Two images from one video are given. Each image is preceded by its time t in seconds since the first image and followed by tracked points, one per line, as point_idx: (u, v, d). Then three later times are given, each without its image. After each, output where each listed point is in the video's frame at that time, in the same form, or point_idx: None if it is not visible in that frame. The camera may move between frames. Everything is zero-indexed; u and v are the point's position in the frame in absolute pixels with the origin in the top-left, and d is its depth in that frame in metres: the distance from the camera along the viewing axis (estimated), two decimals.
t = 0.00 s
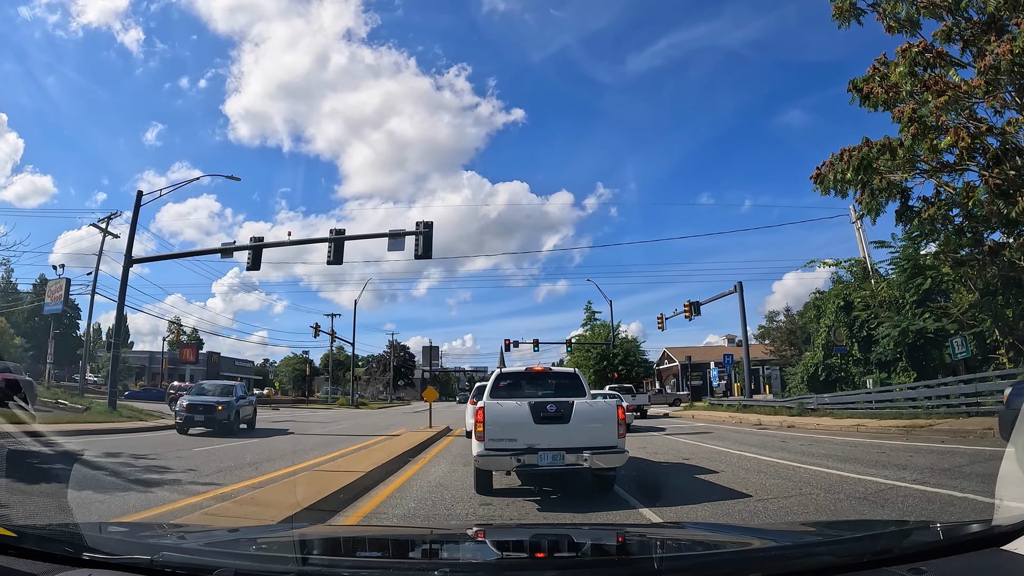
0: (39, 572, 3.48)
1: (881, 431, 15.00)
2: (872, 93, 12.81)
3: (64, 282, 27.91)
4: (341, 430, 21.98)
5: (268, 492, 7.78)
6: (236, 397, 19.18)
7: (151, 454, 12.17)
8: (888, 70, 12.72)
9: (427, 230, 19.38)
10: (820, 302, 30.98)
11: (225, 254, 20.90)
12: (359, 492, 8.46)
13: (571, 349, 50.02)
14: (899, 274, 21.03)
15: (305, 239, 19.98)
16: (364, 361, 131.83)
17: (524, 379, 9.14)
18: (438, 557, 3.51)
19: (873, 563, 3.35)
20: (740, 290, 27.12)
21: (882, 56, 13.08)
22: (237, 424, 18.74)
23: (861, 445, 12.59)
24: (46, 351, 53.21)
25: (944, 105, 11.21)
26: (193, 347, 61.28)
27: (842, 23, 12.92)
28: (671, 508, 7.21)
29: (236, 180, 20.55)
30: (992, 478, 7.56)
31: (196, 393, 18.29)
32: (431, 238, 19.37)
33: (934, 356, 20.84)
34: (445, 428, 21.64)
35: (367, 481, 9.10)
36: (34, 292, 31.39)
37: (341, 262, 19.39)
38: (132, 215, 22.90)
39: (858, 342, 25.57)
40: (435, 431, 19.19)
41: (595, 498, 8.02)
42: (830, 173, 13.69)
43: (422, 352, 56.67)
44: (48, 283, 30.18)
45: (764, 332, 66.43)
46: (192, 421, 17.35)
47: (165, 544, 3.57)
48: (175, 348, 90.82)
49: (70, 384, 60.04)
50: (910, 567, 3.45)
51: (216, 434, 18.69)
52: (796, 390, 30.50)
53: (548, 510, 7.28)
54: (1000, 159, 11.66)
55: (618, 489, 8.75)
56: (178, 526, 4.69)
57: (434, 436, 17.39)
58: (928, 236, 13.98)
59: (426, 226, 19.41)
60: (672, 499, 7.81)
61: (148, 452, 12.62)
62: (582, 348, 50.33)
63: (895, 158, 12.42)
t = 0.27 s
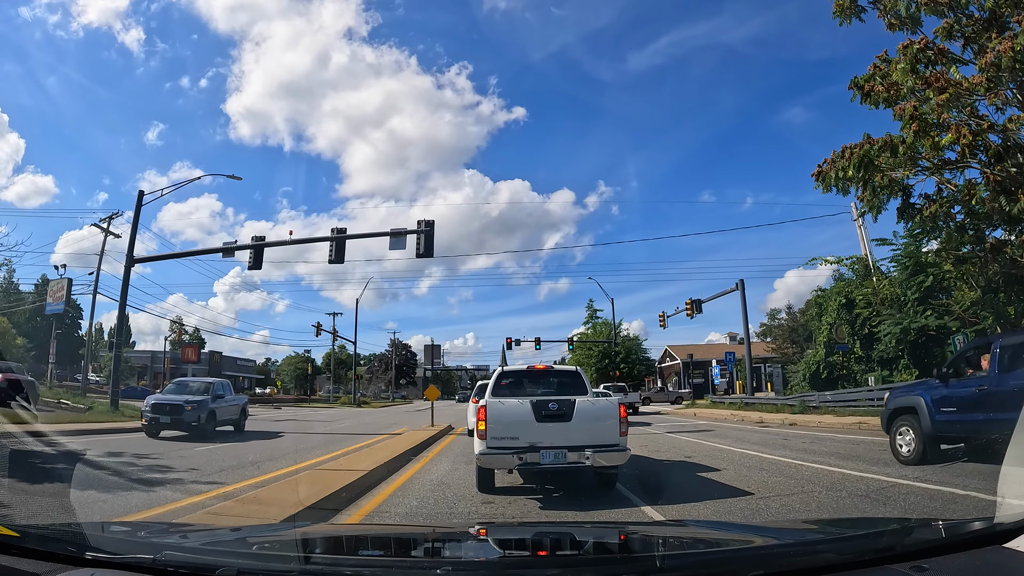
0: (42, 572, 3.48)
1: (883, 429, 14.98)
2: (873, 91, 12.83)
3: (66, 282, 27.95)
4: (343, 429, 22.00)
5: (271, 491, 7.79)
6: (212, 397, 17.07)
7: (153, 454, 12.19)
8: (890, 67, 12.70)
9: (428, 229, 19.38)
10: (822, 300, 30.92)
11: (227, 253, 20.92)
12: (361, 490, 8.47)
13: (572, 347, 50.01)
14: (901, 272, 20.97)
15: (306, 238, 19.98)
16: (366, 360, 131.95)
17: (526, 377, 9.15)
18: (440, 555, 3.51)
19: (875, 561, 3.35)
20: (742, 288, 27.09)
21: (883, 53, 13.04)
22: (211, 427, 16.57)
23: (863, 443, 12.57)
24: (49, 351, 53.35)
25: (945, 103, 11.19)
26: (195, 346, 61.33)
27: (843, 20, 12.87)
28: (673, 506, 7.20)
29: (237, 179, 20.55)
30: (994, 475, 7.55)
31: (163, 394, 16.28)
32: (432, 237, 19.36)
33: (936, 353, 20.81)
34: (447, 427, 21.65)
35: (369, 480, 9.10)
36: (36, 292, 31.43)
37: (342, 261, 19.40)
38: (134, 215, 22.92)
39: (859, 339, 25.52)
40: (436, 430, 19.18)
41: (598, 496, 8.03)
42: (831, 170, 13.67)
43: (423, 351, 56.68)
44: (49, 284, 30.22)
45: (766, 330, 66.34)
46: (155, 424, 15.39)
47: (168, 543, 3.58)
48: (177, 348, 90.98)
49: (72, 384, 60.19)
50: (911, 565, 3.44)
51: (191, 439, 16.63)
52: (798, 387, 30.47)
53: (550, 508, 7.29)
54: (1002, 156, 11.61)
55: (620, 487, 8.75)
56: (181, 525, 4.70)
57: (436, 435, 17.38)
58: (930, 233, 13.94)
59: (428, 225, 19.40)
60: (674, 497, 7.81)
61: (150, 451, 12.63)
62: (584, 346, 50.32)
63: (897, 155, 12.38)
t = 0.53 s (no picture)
0: (45, 572, 3.49)
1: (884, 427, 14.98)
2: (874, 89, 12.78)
3: (68, 282, 28.00)
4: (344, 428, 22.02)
5: (273, 490, 7.80)
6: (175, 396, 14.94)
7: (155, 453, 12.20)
8: (891, 65, 12.67)
9: (429, 227, 19.37)
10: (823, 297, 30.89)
11: (228, 253, 20.93)
12: (363, 489, 8.47)
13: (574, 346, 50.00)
14: (902, 269, 20.93)
15: (308, 237, 19.97)
16: (368, 358, 132.22)
17: (528, 376, 9.16)
18: (442, 554, 3.51)
19: (876, 559, 3.34)
20: (743, 286, 27.06)
21: (884, 51, 13.00)
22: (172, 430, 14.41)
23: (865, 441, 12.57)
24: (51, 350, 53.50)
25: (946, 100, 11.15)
26: (197, 346, 61.34)
27: (844, 18, 12.84)
28: (675, 504, 7.19)
29: (238, 178, 20.56)
30: (996, 473, 7.53)
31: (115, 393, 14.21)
32: (434, 236, 19.35)
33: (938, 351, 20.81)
34: (448, 425, 21.67)
35: (371, 479, 9.10)
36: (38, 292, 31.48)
37: (344, 260, 19.40)
38: (135, 215, 22.93)
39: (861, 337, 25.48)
40: (438, 429, 19.20)
41: (599, 495, 8.03)
42: (833, 168, 13.64)
43: (425, 350, 56.65)
44: (51, 283, 30.28)
45: (768, 328, 66.26)
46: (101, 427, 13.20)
47: (171, 542, 3.58)
48: (179, 347, 91.19)
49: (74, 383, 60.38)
50: (913, 563, 3.44)
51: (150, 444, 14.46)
52: (800, 385, 30.46)
53: (552, 507, 7.29)
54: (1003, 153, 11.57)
55: (622, 485, 8.75)
56: (183, 525, 4.71)
57: (438, 433, 17.39)
58: (932, 231, 13.91)
59: (429, 224, 19.40)
60: (675, 496, 7.80)
61: (152, 451, 12.65)
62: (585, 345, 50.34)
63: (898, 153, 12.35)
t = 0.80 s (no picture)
0: (46, 572, 3.50)
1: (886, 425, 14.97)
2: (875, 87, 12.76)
3: (70, 282, 28.04)
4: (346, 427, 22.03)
5: (275, 489, 7.80)
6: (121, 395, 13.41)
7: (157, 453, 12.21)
8: (891, 63, 12.66)
9: (431, 226, 19.38)
10: (824, 296, 30.87)
11: (229, 252, 20.94)
12: (364, 488, 8.47)
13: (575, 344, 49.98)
14: (903, 267, 20.90)
15: (309, 236, 19.97)
16: (370, 357, 132.32)
17: (529, 375, 9.16)
18: (444, 552, 3.51)
19: (878, 557, 3.34)
20: (745, 284, 27.05)
21: (885, 49, 12.98)
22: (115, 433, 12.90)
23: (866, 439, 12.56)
24: (53, 350, 53.57)
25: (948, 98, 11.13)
26: (198, 345, 61.35)
27: (845, 16, 12.82)
28: (677, 503, 7.19)
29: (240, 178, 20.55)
30: (997, 472, 7.53)
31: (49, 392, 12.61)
32: (435, 235, 19.35)
33: (939, 349, 20.81)
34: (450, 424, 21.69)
35: (373, 479, 9.10)
36: (40, 292, 31.53)
37: (345, 259, 19.40)
38: (136, 214, 22.93)
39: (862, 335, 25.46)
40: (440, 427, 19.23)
41: (601, 493, 8.03)
42: (833, 166, 13.62)
43: (426, 349, 56.63)
44: (53, 283, 30.31)
45: (769, 326, 66.22)
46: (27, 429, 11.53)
47: (172, 542, 3.58)
48: (181, 346, 91.23)
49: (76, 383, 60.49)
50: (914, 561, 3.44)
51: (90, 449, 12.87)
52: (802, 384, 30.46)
53: (554, 505, 7.29)
54: (1004, 151, 11.56)
55: (624, 484, 8.76)
56: (185, 524, 4.72)
57: (440, 432, 17.40)
58: (933, 229, 13.91)
59: (430, 222, 19.39)
60: (677, 494, 7.81)
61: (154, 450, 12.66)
62: (586, 343, 50.30)
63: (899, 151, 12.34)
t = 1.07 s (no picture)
0: (48, 572, 3.50)
1: (887, 424, 14.96)
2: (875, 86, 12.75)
3: (70, 282, 28.05)
4: (347, 426, 22.06)
5: (276, 489, 7.80)
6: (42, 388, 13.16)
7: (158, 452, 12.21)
8: (892, 62, 12.66)
9: (432, 225, 19.39)
10: (825, 295, 30.86)
11: (230, 252, 20.96)
12: (365, 488, 8.48)
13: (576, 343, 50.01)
14: (904, 266, 20.89)
15: (310, 235, 19.98)
16: (370, 356, 132.27)
17: (530, 373, 9.17)
18: (445, 552, 3.51)
19: (880, 556, 3.34)
20: (746, 283, 27.03)
21: (886, 47, 12.98)
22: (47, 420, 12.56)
23: (866, 438, 12.57)
24: (54, 350, 53.60)
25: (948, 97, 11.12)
26: (199, 345, 61.37)
27: (845, 15, 12.82)
28: (678, 502, 7.19)
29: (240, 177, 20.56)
30: (998, 470, 7.53)
31: None
32: (436, 234, 19.36)
33: (940, 348, 20.84)
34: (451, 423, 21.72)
35: (374, 478, 9.11)
36: (41, 292, 31.54)
37: (346, 258, 19.41)
38: (137, 214, 22.95)
39: (863, 334, 25.48)
40: (441, 427, 19.25)
41: (601, 492, 8.04)
42: (834, 165, 13.62)
43: (426, 349, 56.61)
44: (54, 283, 30.31)
45: (770, 325, 66.19)
46: None
47: (174, 541, 3.59)
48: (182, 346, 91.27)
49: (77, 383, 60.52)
50: (915, 560, 3.43)
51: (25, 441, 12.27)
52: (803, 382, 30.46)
53: (555, 504, 7.30)
54: (1005, 150, 11.56)
55: (625, 482, 8.76)
56: (186, 524, 4.73)
57: (441, 431, 17.42)
58: (934, 228, 13.90)
59: (431, 222, 19.40)
60: (678, 493, 7.81)
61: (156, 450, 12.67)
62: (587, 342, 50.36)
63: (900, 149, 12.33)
